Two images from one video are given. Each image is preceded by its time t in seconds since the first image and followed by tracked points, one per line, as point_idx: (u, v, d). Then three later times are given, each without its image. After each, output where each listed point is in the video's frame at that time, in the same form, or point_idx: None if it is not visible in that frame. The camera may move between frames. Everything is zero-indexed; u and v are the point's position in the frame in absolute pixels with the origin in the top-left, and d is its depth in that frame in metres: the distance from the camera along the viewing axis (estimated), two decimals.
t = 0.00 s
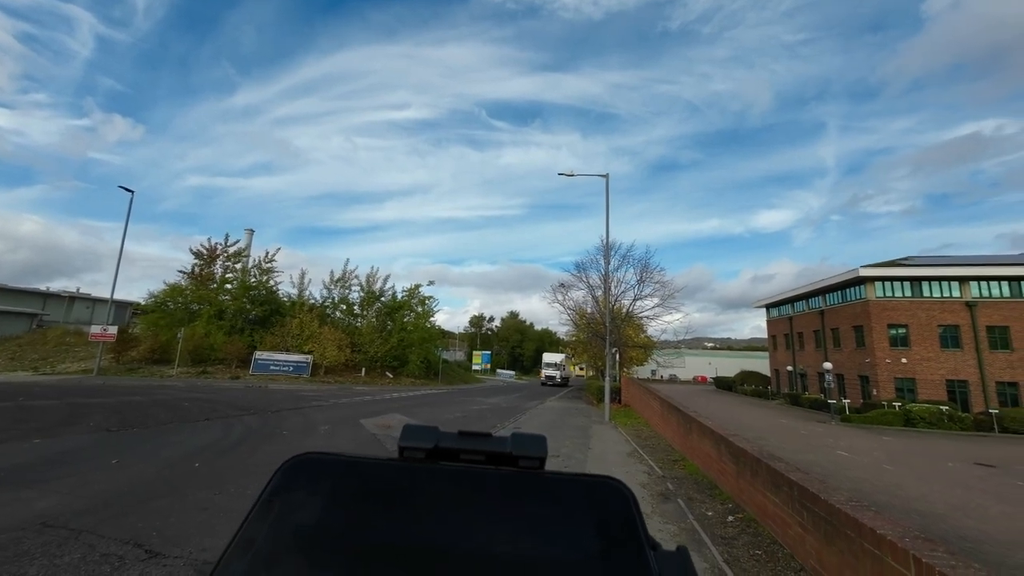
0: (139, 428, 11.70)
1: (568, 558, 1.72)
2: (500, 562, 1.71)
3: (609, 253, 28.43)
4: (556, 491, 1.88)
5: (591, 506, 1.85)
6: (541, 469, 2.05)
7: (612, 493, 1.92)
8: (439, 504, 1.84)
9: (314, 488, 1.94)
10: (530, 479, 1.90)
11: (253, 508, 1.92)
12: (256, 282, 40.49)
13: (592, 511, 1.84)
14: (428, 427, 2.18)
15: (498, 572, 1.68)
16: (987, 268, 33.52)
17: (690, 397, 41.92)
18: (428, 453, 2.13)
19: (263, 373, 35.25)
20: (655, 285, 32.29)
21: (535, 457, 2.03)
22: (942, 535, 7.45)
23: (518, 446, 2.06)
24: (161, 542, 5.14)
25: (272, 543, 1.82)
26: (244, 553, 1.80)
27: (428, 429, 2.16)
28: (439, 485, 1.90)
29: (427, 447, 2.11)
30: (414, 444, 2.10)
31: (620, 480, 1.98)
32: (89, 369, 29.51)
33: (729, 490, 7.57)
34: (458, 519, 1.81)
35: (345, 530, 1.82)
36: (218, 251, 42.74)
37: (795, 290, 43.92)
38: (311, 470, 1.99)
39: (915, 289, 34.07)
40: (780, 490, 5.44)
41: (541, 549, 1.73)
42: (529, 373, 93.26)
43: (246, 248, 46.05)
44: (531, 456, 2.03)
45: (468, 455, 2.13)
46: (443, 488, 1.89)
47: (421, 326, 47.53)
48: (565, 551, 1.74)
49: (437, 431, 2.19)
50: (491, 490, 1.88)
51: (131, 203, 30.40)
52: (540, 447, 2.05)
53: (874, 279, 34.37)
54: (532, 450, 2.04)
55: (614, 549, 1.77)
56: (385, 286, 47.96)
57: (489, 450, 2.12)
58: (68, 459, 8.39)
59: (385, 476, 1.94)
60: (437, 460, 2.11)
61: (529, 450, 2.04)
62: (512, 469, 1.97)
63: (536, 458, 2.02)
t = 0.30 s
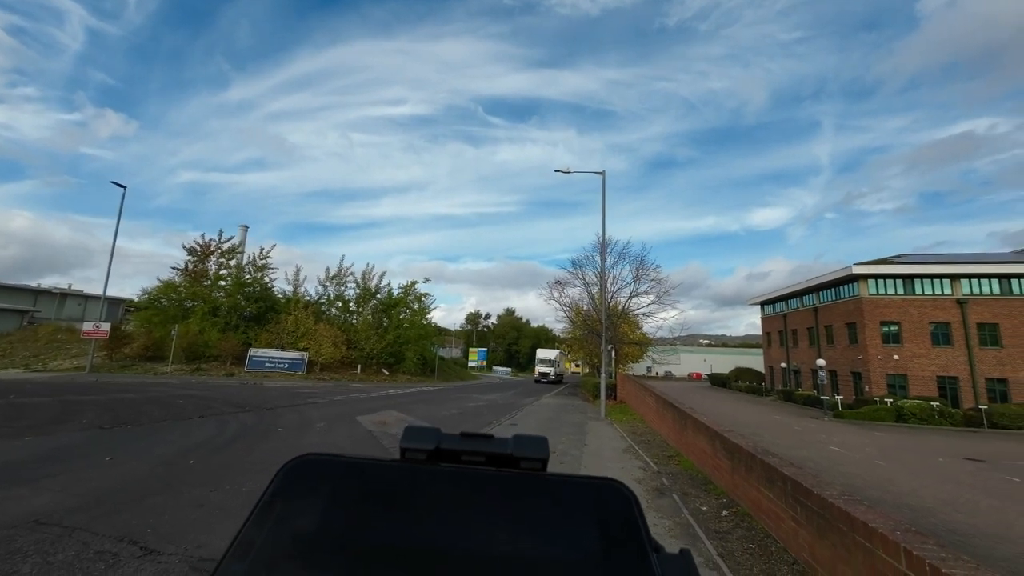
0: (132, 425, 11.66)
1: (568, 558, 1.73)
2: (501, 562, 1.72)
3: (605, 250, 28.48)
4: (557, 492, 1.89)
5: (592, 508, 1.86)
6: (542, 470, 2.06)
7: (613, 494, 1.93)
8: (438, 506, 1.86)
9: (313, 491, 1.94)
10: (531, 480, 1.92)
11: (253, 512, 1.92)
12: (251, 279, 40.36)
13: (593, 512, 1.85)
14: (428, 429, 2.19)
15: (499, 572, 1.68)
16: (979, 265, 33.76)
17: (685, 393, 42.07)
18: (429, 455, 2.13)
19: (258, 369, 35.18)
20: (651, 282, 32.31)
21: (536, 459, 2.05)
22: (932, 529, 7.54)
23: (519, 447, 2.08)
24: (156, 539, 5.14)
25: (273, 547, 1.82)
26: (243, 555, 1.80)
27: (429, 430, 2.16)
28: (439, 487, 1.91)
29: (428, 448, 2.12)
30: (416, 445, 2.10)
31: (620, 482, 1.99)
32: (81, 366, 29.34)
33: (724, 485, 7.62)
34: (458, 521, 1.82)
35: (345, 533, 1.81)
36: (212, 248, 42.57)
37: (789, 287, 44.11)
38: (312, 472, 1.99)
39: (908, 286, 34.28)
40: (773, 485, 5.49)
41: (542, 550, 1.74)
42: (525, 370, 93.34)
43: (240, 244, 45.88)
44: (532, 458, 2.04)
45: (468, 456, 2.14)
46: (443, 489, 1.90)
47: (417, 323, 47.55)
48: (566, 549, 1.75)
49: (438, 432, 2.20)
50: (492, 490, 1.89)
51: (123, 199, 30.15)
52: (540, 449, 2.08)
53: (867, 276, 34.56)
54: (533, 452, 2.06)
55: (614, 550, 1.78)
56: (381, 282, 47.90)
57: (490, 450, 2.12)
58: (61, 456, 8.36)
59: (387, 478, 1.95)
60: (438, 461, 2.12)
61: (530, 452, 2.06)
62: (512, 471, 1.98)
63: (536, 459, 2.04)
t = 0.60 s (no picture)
0: (126, 422, 11.64)
1: (569, 567, 1.74)
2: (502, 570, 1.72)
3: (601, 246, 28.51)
4: (560, 500, 1.90)
5: (594, 516, 1.87)
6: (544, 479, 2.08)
7: (616, 502, 1.94)
8: (439, 517, 1.86)
9: (313, 502, 1.95)
10: (533, 490, 1.93)
11: (252, 525, 1.92)
12: (246, 275, 40.28)
13: (595, 520, 1.86)
14: (430, 439, 2.20)
15: None
16: (972, 263, 33.95)
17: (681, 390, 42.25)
18: (430, 465, 2.13)
19: (253, 366, 35.12)
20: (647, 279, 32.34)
21: (538, 467, 2.06)
22: (923, 522, 7.62)
23: (521, 457, 2.10)
24: (150, 536, 5.14)
25: (273, 560, 1.81)
26: (240, 568, 1.80)
27: (430, 440, 2.17)
28: (440, 497, 1.92)
29: (429, 457, 2.12)
30: (417, 455, 2.11)
31: (623, 490, 2.00)
32: (75, 362, 29.23)
33: (719, 481, 7.66)
34: (459, 532, 1.82)
35: (344, 546, 1.81)
36: (206, 244, 42.42)
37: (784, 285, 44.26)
38: (311, 485, 1.99)
39: (902, 284, 34.46)
40: (768, 480, 5.52)
41: (545, 559, 1.75)
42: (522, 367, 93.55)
43: (235, 241, 45.76)
44: (535, 467, 2.06)
45: (470, 466, 2.14)
46: (444, 500, 1.91)
47: (413, 320, 47.58)
48: (566, 558, 1.76)
49: (440, 442, 2.21)
50: (494, 500, 1.90)
51: (116, 194, 29.98)
52: (542, 458, 2.10)
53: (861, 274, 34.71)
54: (534, 461, 2.08)
55: (616, 558, 1.78)
56: (377, 279, 47.88)
57: (491, 460, 2.13)
58: (54, 453, 8.35)
59: (387, 489, 1.95)
60: (439, 471, 2.12)
61: (533, 461, 2.08)
62: (514, 481, 1.99)
63: (539, 468, 2.05)
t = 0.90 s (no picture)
0: (121, 420, 11.61)
1: (569, 566, 1.74)
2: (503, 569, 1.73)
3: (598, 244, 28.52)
4: (558, 499, 1.91)
5: (592, 513, 1.88)
6: (542, 476, 2.10)
7: (613, 498, 1.96)
8: (439, 516, 1.87)
9: (312, 500, 1.95)
10: (531, 487, 1.94)
11: (251, 526, 1.92)
12: (242, 272, 40.16)
13: (593, 518, 1.87)
14: (428, 438, 2.22)
15: None
16: (967, 261, 34.09)
17: (677, 388, 42.36)
18: (429, 463, 2.15)
19: (249, 364, 35.04)
20: (645, 277, 32.36)
21: (536, 465, 2.09)
22: (917, 519, 7.66)
23: (519, 454, 2.11)
24: (145, 534, 5.14)
25: (273, 560, 1.82)
26: (240, 568, 1.80)
27: (430, 439, 2.19)
28: (440, 496, 1.93)
29: (428, 456, 2.14)
30: (416, 453, 2.13)
31: (620, 486, 2.02)
32: (69, 360, 29.09)
33: (715, 477, 7.69)
34: (459, 530, 1.84)
35: (344, 545, 1.82)
36: (202, 241, 42.28)
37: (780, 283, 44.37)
38: (311, 484, 2.00)
39: (897, 282, 34.59)
40: (764, 478, 5.54)
41: (548, 556, 1.76)
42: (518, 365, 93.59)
43: (231, 238, 45.64)
44: (533, 465, 2.08)
45: (469, 463, 2.16)
46: (444, 497, 1.93)
47: (410, 317, 47.56)
48: (565, 556, 1.77)
49: (438, 440, 2.22)
50: (494, 499, 1.91)
51: (111, 191, 29.79)
52: (540, 456, 2.12)
53: (856, 272, 34.83)
54: (532, 459, 2.10)
55: (615, 557, 1.80)
56: (374, 277, 47.83)
57: (490, 458, 2.15)
58: (48, 451, 8.32)
59: (386, 487, 1.96)
60: (438, 469, 2.14)
61: (531, 459, 2.10)
62: (513, 478, 2.01)
63: (536, 466, 2.08)
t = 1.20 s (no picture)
0: (117, 419, 11.60)
1: (569, 562, 1.75)
2: (501, 564, 1.73)
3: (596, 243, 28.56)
4: (555, 495, 1.91)
5: (590, 510, 1.88)
6: (540, 472, 2.10)
7: (611, 495, 1.96)
8: (438, 513, 1.87)
9: (310, 495, 1.95)
10: (529, 483, 1.94)
11: (249, 519, 1.92)
12: (239, 272, 40.09)
13: (592, 517, 1.87)
14: (427, 433, 2.21)
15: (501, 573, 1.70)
16: (962, 262, 34.22)
17: (674, 387, 42.44)
18: (428, 459, 2.14)
19: (246, 363, 34.99)
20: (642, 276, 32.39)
21: (534, 461, 2.08)
22: (913, 518, 7.68)
23: (517, 450, 2.11)
24: (141, 535, 5.13)
25: (272, 553, 1.82)
26: (238, 563, 1.79)
27: (428, 434, 2.19)
28: (438, 490, 1.93)
29: (427, 452, 2.13)
30: (415, 449, 2.13)
31: (618, 482, 2.01)
32: (65, 359, 29.02)
33: (713, 477, 7.70)
34: (457, 526, 1.84)
35: (342, 540, 1.82)
36: (199, 240, 42.26)
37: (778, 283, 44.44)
38: (309, 479, 1.99)
39: (893, 282, 34.68)
40: (761, 477, 5.55)
41: (547, 553, 1.76)
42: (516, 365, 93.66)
43: (228, 237, 45.56)
44: (530, 461, 2.08)
45: (467, 460, 2.16)
46: (443, 493, 1.92)
47: (408, 317, 47.56)
48: (562, 553, 1.77)
49: (437, 436, 2.22)
50: (492, 495, 1.91)
51: (106, 189, 29.72)
52: (539, 452, 2.11)
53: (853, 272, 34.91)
54: (530, 455, 2.09)
55: (614, 555, 1.79)
56: (371, 276, 47.84)
57: (488, 454, 2.15)
58: (44, 451, 8.30)
59: (384, 484, 1.96)
60: (437, 465, 2.14)
61: (528, 454, 2.09)
62: (512, 473, 2.01)
63: (534, 462, 2.08)
